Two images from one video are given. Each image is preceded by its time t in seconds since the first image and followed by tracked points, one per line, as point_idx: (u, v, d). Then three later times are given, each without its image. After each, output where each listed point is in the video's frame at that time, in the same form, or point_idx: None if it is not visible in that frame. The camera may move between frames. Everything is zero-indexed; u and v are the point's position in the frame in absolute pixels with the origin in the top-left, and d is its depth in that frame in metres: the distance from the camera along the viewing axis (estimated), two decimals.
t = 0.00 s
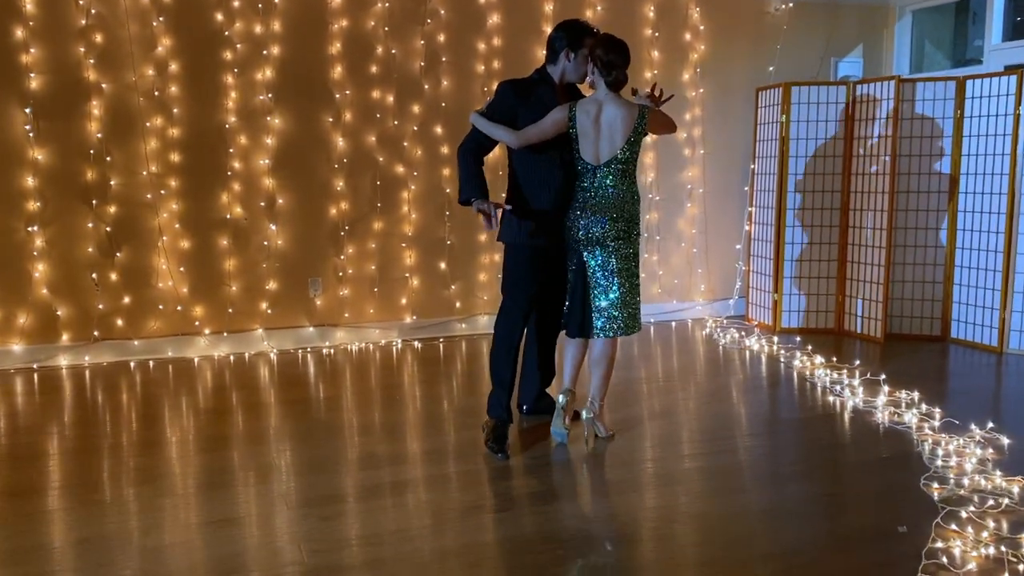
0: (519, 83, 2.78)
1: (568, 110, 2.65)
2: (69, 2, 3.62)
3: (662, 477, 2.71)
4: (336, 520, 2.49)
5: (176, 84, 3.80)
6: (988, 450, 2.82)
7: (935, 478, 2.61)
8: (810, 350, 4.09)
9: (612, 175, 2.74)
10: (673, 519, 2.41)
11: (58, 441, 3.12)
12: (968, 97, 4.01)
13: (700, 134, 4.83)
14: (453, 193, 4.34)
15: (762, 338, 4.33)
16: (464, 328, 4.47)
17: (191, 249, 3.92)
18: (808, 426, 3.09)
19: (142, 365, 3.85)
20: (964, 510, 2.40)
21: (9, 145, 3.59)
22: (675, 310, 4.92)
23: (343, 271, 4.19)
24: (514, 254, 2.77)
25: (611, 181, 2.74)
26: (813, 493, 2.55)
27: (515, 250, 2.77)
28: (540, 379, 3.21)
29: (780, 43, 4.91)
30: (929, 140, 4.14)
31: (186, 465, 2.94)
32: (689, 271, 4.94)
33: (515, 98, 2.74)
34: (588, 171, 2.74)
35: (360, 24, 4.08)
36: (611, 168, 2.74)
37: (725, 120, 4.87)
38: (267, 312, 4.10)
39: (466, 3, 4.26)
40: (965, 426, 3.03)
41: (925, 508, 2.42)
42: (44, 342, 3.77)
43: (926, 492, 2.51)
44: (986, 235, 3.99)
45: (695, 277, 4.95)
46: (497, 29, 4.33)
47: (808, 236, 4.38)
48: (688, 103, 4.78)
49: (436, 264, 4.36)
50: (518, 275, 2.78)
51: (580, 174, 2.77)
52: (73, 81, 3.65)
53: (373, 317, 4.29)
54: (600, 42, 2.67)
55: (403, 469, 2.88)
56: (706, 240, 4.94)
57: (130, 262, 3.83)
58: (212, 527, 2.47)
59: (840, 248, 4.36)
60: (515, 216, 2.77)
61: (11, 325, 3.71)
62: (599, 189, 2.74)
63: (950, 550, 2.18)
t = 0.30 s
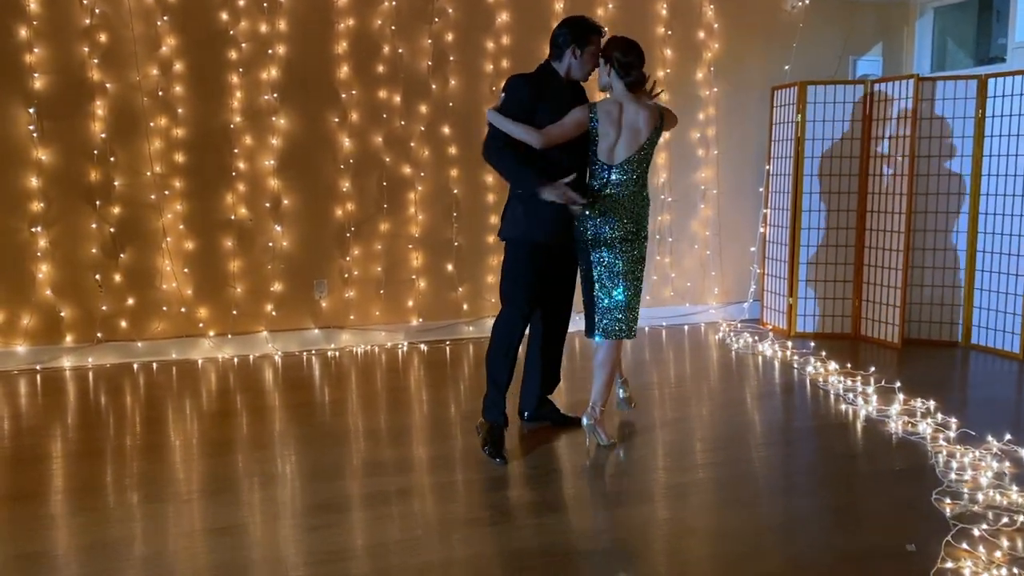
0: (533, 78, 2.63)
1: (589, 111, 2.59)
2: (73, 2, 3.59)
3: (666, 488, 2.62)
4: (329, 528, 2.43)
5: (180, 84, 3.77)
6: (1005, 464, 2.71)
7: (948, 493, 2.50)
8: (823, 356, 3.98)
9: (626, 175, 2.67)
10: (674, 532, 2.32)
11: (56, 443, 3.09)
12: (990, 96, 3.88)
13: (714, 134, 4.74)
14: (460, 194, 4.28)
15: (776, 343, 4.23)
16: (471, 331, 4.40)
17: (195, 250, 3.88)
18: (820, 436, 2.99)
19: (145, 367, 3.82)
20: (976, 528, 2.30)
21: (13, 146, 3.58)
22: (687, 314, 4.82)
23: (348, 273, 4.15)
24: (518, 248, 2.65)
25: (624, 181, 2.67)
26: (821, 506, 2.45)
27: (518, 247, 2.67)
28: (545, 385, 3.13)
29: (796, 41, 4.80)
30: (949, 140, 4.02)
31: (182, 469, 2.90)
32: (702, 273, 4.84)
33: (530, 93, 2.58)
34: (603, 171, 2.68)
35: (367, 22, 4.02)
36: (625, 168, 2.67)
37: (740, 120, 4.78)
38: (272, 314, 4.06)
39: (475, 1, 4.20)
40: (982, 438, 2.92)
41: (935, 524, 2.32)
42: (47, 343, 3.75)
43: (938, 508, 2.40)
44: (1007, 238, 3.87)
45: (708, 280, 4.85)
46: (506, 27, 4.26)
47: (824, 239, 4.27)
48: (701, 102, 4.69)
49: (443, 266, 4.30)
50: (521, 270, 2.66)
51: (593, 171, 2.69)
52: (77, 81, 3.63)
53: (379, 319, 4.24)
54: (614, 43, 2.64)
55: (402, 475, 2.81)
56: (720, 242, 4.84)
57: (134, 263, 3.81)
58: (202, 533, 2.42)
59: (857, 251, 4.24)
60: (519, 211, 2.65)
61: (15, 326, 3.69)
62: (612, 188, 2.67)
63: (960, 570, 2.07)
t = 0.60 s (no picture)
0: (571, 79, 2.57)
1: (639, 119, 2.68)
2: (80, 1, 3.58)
3: (669, 497, 2.54)
4: (323, 533, 2.38)
5: (187, 83, 3.74)
6: None
7: (960, 508, 2.40)
8: (839, 362, 3.88)
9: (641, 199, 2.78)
10: (675, 543, 2.24)
11: (57, 442, 3.07)
12: (1014, 95, 3.76)
13: (730, 133, 4.64)
14: (470, 194, 4.22)
15: (792, 347, 4.13)
16: (480, 332, 4.35)
17: (201, 250, 3.86)
18: (832, 445, 2.89)
19: (150, 367, 3.80)
20: (988, 546, 2.19)
21: (19, 145, 3.57)
22: (702, 317, 4.73)
23: (356, 274, 4.10)
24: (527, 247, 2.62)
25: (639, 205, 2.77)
26: (828, 519, 2.36)
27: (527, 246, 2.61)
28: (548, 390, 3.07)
29: (814, 39, 4.69)
30: (972, 140, 3.90)
31: (180, 471, 2.87)
32: (717, 275, 4.74)
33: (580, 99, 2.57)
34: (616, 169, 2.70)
35: (375, 21, 3.98)
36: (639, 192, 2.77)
37: (757, 119, 4.67)
38: (278, 315, 4.03)
39: None
40: (1000, 450, 2.80)
41: (947, 541, 2.22)
42: (52, 343, 3.73)
43: (949, 524, 2.30)
44: None
45: (724, 283, 4.76)
46: (516, 25, 4.20)
47: (842, 240, 4.15)
48: (717, 101, 4.59)
49: (452, 267, 4.25)
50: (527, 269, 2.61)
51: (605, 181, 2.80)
52: (83, 80, 3.61)
53: (386, 321, 4.19)
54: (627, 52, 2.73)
55: (401, 479, 2.76)
56: (736, 244, 4.75)
57: (140, 263, 3.79)
58: (192, 537, 2.38)
59: (876, 254, 4.13)
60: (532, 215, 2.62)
61: (21, 326, 3.68)
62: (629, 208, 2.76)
63: None
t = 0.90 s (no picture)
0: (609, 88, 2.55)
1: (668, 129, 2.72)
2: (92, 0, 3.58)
3: (676, 505, 2.47)
4: (322, 537, 2.34)
5: (199, 82, 3.73)
6: None
7: (976, 523, 2.30)
8: (858, 367, 3.77)
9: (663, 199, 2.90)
10: (678, 554, 2.17)
11: (65, 441, 3.06)
12: None
13: (750, 132, 4.55)
14: (483, 194, 4.17)
15: (811, 352, 4.04)
16: (492, 334, 4.30)
17: (212, 250, 3.84)
18: (847, 454, 2.80)
19: (161, 367, 3.79)
20: (1004, 564, 2.09)
21: (31, 144, 3.57)
22: (720, 320, 4.64)
23: (367, 274, 4.07)
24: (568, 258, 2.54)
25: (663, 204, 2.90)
26: (840, 533, 2.27)
27: (566, 257, 2.53)
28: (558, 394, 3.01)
29: (836, 36, 4.59)
30: (998, 140, 3.78)
31: (183, 471, 2.84)
32: (736, 277, 4.65)
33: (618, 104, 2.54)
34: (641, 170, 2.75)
35: (388, 19, 3.94)
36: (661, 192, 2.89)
37: (777, 118, 4.58)
38: (289, 316, 4.01)
39: None
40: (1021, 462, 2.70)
41: (961, 557, 2.12)
42: (64, 342, 3.74)
43: (963, 540, 2.20)
44: None
45: (742, 285, 4.66)
46: (531, 23, 4.14)
47: (863, 241, 4.05)
48: (736, 100, 4.50)
49: (464, 268, 4.20)
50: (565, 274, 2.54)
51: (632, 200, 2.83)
52: (95, 79, 3.61)
53: (398, 322, 4.15)
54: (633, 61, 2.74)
55: (405, 483, 2.71)
56: (755, 245, 4.65)
57: (152, 263, 3.78)
58: (188, 539, 2.35)
59: (898, 257, 4.02)
60: (567, 228, 2.54)
61: (33, 325, 3.69)
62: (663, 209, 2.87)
63: None
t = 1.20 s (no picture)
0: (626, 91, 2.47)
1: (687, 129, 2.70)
2: None
3: (680, 513, 2.39)
4: (317, 540, 2.30)
5: (210, 80, 3.71)
6: None
7: (991, 539, 2.20)
8: (878, 372, 3.66)
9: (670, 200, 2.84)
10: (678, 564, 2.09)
11: (74, 439, 3.05)
12: None
13: (770, 130, 4.44)
14: (495, 193, 4.12)
15: (830, 355, 3.93)
16: (505, 334, 4.25)
17: (224, 248, 3.83)
18: (862, 462, 2.71)
19: (171, 365, 3.78)
20: None
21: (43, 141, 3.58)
22: (738, 321, 4.54)
23: (378, 273, 4.03)
24: (592, 263, 2.44)
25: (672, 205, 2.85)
26: (850, 545, 2.18)
27: (596, 267, 2.43)
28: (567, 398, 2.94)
29: (859, 32, 4.47)
30: None
31: (185, 470, 2.82)
32: (755, 278, 4.55)
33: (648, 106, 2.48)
34: (660, 171, 2.71)
35: (401, 16, 3.90)
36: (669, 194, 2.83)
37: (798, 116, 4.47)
38: (300, 315, 3.98)
39: None
40: None
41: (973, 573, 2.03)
42: (75, 340, 3.75)
43: (976, 555, 2.11)
44: None
45: (761, 286, 4.56)
46: (546, 19, 4.08)
47: (886, 241, 3.93)
48: (756, 97, 4.40)
49: (476, 267, 4.15)
50: (588, 275, 2.45)
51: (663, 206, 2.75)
52: (107, 76, 3.61)
53: (409, 321, 4.11)
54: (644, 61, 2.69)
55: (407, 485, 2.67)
56: (775, 246, 4.55)
57: (163, 261, 3.78)
58: (183, 540, 2.32)
59: (921, 258, 3.90)
60: (595, 235, 2.45)
61: (45, 322, 3.70)
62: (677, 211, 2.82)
63: None
